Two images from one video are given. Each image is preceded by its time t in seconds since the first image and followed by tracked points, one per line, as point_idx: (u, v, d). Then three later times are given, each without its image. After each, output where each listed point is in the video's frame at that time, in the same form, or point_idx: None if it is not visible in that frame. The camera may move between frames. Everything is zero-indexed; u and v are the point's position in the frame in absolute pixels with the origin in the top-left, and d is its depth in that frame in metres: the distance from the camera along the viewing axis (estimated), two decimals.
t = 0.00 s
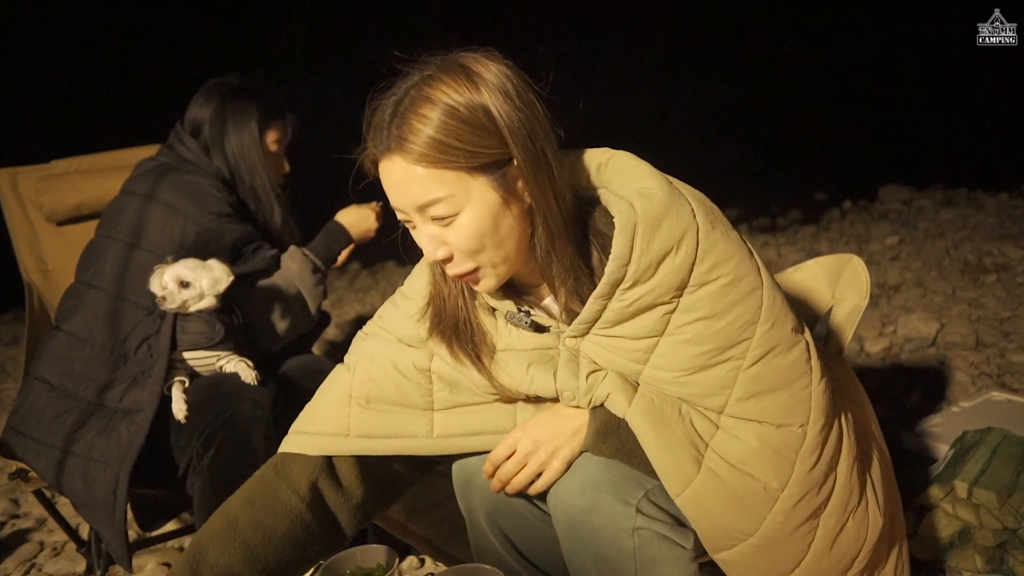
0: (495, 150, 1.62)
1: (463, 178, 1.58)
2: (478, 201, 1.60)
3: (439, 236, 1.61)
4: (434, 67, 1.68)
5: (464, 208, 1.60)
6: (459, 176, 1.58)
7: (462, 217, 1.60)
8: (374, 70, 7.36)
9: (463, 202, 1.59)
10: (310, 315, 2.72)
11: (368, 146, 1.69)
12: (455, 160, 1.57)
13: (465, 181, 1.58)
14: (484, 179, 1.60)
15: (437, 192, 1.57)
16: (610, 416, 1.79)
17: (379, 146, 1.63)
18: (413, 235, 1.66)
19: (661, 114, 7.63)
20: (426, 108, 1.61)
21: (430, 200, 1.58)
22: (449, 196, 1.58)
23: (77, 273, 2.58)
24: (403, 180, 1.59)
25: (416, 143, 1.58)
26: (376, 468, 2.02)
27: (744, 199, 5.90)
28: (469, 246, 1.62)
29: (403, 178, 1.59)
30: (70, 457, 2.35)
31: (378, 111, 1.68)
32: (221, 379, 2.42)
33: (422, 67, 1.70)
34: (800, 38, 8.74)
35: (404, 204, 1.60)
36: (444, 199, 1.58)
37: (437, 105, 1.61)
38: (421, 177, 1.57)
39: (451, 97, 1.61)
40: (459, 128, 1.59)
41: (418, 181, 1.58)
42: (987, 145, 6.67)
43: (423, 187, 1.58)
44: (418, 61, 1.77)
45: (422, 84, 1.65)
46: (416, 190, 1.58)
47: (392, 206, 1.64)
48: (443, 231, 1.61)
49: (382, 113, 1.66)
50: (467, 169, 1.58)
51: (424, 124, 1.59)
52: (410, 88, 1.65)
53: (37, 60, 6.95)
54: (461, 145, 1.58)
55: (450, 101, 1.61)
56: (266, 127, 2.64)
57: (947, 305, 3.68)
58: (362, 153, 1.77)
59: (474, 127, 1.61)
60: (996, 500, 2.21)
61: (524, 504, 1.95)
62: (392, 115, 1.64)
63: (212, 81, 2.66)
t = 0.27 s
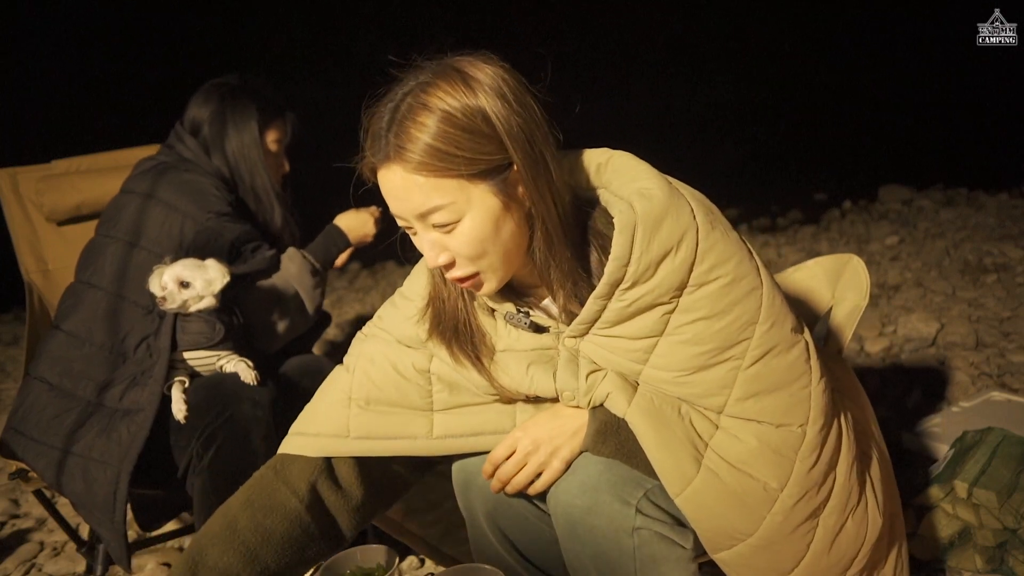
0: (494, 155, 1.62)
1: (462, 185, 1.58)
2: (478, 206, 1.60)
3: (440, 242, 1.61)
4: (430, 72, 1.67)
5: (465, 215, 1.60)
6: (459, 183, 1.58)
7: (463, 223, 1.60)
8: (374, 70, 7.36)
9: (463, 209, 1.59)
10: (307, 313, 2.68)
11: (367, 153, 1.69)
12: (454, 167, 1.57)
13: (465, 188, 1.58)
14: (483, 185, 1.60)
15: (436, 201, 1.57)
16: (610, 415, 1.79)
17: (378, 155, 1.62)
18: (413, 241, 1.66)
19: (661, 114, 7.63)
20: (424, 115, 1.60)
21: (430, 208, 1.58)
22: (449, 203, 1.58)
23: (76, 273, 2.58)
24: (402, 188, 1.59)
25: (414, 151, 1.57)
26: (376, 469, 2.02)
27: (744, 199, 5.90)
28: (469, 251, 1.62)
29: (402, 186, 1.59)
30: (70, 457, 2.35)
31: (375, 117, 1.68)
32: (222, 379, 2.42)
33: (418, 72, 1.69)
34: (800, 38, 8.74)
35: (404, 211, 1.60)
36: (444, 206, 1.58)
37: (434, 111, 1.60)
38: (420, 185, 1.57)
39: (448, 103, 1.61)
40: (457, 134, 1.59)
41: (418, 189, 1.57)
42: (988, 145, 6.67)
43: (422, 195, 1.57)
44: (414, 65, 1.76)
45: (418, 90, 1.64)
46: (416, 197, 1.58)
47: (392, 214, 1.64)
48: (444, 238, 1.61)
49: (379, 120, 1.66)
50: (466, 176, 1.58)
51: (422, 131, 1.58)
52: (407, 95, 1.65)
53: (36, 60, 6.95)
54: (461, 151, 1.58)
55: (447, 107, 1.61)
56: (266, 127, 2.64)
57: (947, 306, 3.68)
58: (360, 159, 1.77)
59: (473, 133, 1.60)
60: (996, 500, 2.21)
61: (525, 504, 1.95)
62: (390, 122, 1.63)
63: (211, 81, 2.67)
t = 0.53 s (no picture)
0: (491, 159, 1.61)
1: (460, 189, 1.58)
2: (477, 211, 1.60)
3: (439, 247, 1.62)
4: (425, 75, 1.67)
5: (463, 219, 1.60)
6: (457, 188, 1.58)
7: (462, 227, 1.61)
8: (374, 70, 7.36)
9: (462, 213, 1.59)
10: (305, 315, 2.76)
11: (362, 159, 1.68)
12: (451, 172, 1.56)
13: (463, 192, 1.58)
14: (481, 189, 1.60)
15: (434, 206, 1.57)
16: (610, 415, 1.79)
17: (374, 162, 1.62)
18: (412, 245, 1.66)
19: (661, 115, 7.63)
20: (419, 120, 1.60)
21: (428, 213, 1.58)
22: (447, 208, 1.58)
23: (75, 273, 2.58)
24: (399, 194, 1.59)
25: (410, 157, 1.56)
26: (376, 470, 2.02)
27: (744, 199, 5.89)
28: (468, 255, 1.62)
29: (399, 192, 1.59)
30: (69, 458, 2.36)
31: (371, 123, 1.67)
32: (222, 379, 2.38)
33: (414, 76, 1.68)
34: (800, 38, 8.74)
35: (402, 217, 1.60)
36: (442, 211, 1.58)
37: (429, 116, 1.60)
38: (418, 190, 1.57)
39: (443, 107, 1.60)
40: (453, 139, 1.58)
41: (415, 195, 1.57)
42: (988, 145, 6.66)
43: (420, 201, 1.57)
44: (409, 68, 1.76)
45: (413, 95, 1.63)
46: (414, 203, 1.58)
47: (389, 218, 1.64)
48: (443, 242, 1.62)
49: (375, 125, 1.66)
50: (463, 181, 1.58)
51: (417, 136, 1.58)
52: (402, 100, 1.64)
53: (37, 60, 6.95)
54: (458, 157, 1.57)
55: (442, 112, 1.60)
56: (264, 126, 2.63)
57: (947, 306, 3.68)
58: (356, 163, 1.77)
59: (469, 137, 1.60)
60: (996, 500, 2.21)
61: (525, 504, 1.95)
62: (385, 128, 1.63)
63: (207, 81, 2.66)
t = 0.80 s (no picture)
0: (492, 157, 1.61)
1: (462, 187, 1.58)
2: (478, 209, 1.60)
3: (440, 245, 1.61)
4: (427, 74, 1.67)
5: (465, 217, 1.60)
6: (459, 185, 1.58)
7: (463, 225, 1.60)
8: (374, 70, 7.36)
9: (464, 211, 1.59)
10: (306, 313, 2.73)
11: (364, 157, 1.68)
12: (453, 170, 1.57)
13: (464, 190, 1.58)
14: (482, 187, 1.60)
15: (435, 204, 1.57)
16: (610, 415, 1.79)
17: (376, 160, 1.62)
18: (413, 244, 1.66)
19: (661, 115, 7.63)
20: (421, 118, 1.60)
21: (430, 211, 1.58)
22: (448, 206, 1.58)
23: (75, 273, 2.58)
24: (401, 192, 1.59)
25: (411, 155, 1.57)
26: (376, 471, 2.01)
27: (744, 199, 5.89)
28: (470, 253, 1.62)
29: (401, 190, 1.59)
30: (69, 459, 2.36)
31: (372, 122, 1.67)
32: (222, 378, 2.38)
33: (415, 74, 1.69)
34: (800, 38, 8.74)
35: (403, 215, 1.60)
36: (444, 209, 1.58)
37: (431, 114, 1.60)
38: (419, 188, 1.57)
39: (445, 105, 1.61)
40: (454, 137, 1.58)
41: (417, 192, 1.57)
42: (987, 145, 6.66)
43: (422, 198, 1.57)
44: (411, 67, 1.76)
45: (414, 94, 1.64)
46: (415, 201, 1.58)
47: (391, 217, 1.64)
48: (444, 240, 1.61)
49: (376, 123, 1.66)
50: (464, 178, 1.58)
51: (419, 134, 1.58)
52: (403, 99, 1.64)
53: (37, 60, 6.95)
54: (460, 154, 1.57)
55: (444, 110, 1.60)
56: (264, 126, 2.64)
57: (947, 306, 3.68)
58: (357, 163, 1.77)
59: (470, 135, 1.60)
60: (996, 500, 2.21)
61: (524, 503, 1.95)
62: (387, 127, 1.63)
63: (208, 81, 2.66)
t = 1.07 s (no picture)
0: (493, 154, 1.61)
1: (461, 184, 1.59)
2: (478, 206, 1.61)
3: (439, 242, 1.62)
4: (428, 71, 1.67)
5: (464, 214, 1.60)
6: (458, 182, 1.58)
7: (462, 222, 1.61)
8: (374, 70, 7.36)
9: (463, 208, 1.60)
10: (305, 309, 2.72)
11: (365, 153, 1.69)
12: (452, 167, 1.57)
13: (464, 186, 1.59)
14: (482, 183, 1.61)
15: (435, 200, 1.58)
16: (610, 415, 1.79)
17: (376, 155, 1.63)
18: (412, 242, 1.66)
19: (661, 115, 7.64)
20: (421, 114, 1.61)
21: (429, 208, 1.58)
22: (448, 202, 1.58)
23: (75, 273, 2.58)
24: (401, 188, 1.60)
25: (412, 151, 1.57)
26: (377, 472, 2.01)
27: (744, 198, 5.89)
28: (469, 251, 1.62)
29: (401, 186, 1.60)
30: (70, 459, 2.36)
31: (373, 118, 1.68)
32: (222, 378, 2.38)
33: (416, 71, 1.69)
34: (800, 38, 8.73)
35: (403, 212, 1.61)
36: (443, 206, 1.58)
37: (431, 110, 1.60)
38: (419, 184, 1.58)
39: (445, 102, 1.61)
40: (454, 133, 1.59)
41: (416, 188, 1.58)
42: (987, 145, 6.66)
43: (422, 195, 1.58)
44: (413, 65, 1.76)
45: (416, 90, 1.64)
46: (415, 198, 1.59)
47: (390, 213, 1.65)
48: (443, 237, 1.62)
49: (377, 120, 1.66)
50: (464, 175, 1.58)
51: (419, 130, 1.59)
52: (404, 96, 1.65)
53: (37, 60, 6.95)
54: (459, 151, 1.58)
55: (444, 107, 1.61)
56: (264, 127, 2.63)
57: (947, 306, 3.68)
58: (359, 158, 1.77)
59: (471, 132, 1.60)
60: (995, 500, 2.21)
61: (525, 504, 1.94)
62: (387, 123, 1.63)
63: (209, 81, 2.66)
